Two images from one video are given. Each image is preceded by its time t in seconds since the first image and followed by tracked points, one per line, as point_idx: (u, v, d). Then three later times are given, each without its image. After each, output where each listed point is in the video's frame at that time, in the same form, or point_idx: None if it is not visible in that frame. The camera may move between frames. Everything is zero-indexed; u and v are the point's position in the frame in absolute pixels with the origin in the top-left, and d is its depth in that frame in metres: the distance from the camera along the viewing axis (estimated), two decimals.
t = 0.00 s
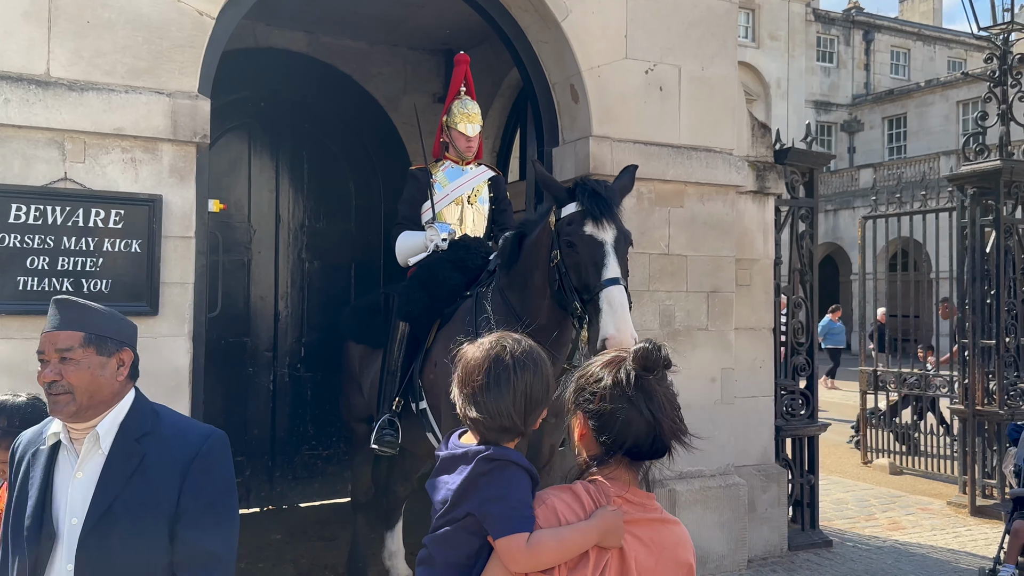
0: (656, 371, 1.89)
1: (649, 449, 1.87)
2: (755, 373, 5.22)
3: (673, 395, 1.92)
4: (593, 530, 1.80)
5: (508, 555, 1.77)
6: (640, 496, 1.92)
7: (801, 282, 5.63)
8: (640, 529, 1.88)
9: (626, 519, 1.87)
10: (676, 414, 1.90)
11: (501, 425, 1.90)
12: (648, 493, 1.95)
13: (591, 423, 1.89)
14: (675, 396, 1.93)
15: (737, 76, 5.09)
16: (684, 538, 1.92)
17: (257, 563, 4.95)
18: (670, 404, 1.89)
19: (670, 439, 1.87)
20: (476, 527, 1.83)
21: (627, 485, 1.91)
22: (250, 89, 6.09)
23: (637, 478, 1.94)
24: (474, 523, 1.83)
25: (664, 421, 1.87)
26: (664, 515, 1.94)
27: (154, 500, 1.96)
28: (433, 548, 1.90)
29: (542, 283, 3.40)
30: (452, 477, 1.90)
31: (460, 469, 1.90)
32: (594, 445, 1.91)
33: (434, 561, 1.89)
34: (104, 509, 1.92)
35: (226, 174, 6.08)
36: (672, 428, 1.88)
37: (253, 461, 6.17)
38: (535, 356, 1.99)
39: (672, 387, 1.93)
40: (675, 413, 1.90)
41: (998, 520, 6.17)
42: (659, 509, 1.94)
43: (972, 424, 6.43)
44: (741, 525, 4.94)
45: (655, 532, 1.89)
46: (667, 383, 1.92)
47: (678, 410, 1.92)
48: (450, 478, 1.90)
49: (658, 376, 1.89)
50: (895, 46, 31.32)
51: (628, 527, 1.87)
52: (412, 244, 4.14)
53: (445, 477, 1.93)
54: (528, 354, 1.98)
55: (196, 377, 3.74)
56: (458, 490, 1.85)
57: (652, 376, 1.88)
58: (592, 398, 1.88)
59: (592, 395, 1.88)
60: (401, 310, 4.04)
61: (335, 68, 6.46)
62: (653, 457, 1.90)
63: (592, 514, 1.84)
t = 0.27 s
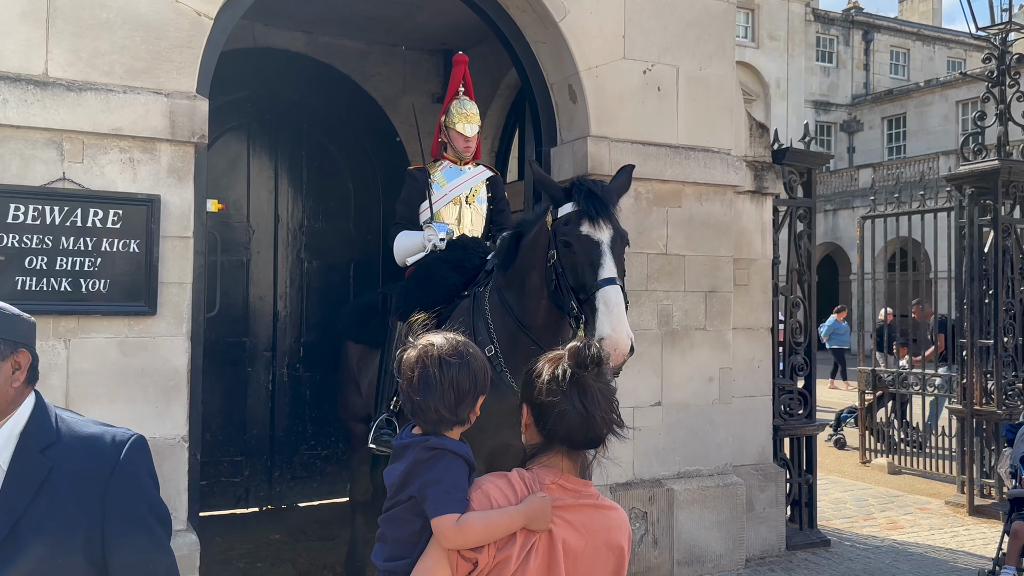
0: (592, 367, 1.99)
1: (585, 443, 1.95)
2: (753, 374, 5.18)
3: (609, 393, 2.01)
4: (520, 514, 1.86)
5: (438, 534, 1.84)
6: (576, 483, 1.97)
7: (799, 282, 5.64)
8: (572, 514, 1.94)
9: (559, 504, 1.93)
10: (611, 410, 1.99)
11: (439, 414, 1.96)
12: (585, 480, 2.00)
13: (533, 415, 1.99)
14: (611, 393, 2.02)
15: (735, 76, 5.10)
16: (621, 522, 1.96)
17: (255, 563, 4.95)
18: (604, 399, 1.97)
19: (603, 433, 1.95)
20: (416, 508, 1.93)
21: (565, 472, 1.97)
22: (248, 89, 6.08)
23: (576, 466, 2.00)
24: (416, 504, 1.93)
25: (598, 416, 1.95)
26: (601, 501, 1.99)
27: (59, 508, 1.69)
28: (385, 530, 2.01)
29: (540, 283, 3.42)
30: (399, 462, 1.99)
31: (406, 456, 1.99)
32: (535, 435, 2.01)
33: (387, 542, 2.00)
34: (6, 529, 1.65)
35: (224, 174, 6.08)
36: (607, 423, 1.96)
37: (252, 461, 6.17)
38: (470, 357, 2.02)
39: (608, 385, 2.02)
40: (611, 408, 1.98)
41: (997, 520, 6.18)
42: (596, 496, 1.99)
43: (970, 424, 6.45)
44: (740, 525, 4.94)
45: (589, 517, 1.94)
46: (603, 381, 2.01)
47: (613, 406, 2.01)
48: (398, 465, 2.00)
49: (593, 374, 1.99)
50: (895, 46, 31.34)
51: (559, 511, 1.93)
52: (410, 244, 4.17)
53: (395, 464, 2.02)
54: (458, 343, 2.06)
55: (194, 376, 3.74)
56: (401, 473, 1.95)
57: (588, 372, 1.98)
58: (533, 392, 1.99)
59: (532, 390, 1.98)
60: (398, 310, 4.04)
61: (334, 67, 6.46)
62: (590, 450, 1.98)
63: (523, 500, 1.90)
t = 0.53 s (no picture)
0: (527, 359, 2.13)
1: (516, 431, 2.10)
2: (750, 372, 5.23)
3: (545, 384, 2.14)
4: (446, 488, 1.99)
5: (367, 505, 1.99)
6: (505, 464, 2.09)
7: (796, 281, 5.65)
8: (504, 493, 2.04)
9: (489, 484, 2.03)
10: (544, 401, 2.12)
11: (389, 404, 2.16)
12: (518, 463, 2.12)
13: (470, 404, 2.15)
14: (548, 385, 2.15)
15: (732, 75, 5.10)
16: (554, 502, 2.05)
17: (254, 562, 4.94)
18: (537, 391, 2.11)
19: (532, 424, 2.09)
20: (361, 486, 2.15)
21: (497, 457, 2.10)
22: (247, 89, 6.09)
23: (511, 449, 2.13)
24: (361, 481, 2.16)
25: (529, 406, 2.09)
26: (533, 481, 2.09)
27: None
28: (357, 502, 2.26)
29: (535, 282, 3.42)
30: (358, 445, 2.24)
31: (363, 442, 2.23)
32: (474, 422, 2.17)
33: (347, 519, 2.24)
34: None
35: (223, 174, 6.09)
36: (537, 414, 2.10)
37: (251, 460, 6.18)
38: (417, 350, 2.18)
39: (546, 376, 2.15)
40: (544, 400, 2.12)
41: (995, 519, 6.18)
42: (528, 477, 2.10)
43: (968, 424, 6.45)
44: (738, 524, 4.95)
45: (520, 495, 2.04)
46: (540, 372, 2.14)
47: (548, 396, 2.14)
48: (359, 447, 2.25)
49: (529, 367, 2.12)
50: (895, 46, 31.34)
51: (487, 489, 2.03)
52: (406, 243, 4.15)
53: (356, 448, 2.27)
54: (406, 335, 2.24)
55: (191, 375, 3.75)
56: (351, 454, 2.20)
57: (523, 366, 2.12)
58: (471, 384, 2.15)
59: (474, 379, 2.16)
60: (395, 309, 4.02)
61: (332, 67, 6.47)
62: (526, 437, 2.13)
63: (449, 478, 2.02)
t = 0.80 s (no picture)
0: (439, 360, 2.11)
1: (424, 429, 2.09)
2: (749, 370, 5.25)
3: (457, 383, 2.12)
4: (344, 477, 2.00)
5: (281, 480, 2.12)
6: (410, 458, 2.08)
7: (795, 280, 5.65)
8: (405, 485, 2.03)
9: (390, 475, 2.03)
10: (454, 400, 2.10)
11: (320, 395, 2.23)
12: (428, 458, 2.10)
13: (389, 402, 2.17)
14: (462, 385, 2.14)
15: (731, 74, 5.10)
16: (456, 496, 2.04)
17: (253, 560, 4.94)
18: (446, 390, 2.10)
19: (441, 422, 2.08)
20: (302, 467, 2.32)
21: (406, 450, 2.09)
22: (246, 88, 6.10)
23: (421, 446, 2.10)
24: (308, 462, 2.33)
25: (435, 408, 2.07)
26: (439, 475, 2.07)
27: None
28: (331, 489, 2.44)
29: (531, 281, 3.42)
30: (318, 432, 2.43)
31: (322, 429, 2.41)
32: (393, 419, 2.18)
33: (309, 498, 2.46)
34: None
35: (223, 173, 6.09)
36: (444, 413, 2.08)
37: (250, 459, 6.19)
38: (350, 352, 2.20)
39: (458, 376, 2.13)
40: (452, 399, 2.10)
41: (994, 518, 6.17)
42: (435, 471, 2.08)
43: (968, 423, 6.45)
44: (736, 522, 4.95)
45: (423, 490, 2.03)
46: (452, 372, 2.12)
47: (460, 397, 2.12)
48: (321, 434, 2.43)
49: (441, 365, 2.12)
50: (896, 46, 31.33)
51: (387, 480, 2.03)
52: (404, 241, 4.16)
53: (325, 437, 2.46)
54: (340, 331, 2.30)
55: (189, 373, 3.76)
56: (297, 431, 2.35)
57: (435, 363, 2.11)
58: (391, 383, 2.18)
59: (392, 376, 2.19)
60: (393, 307, 4.07)
61: (332, 67, 6.49)
62: (437, 435, 2.11)
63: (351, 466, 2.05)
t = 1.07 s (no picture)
0: (364, 346, 2.18)
1: (344, 409, 2.17)
2: (749, 369, 5.25)
3: (380, 368, 2.18)
4: (269, 444, 2.20)
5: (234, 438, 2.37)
6: (333, 434, 2.18)
7: (796, 279, 5.65)
8: (324, 458, 2.15)
9: (311, 448, 2.16)
10: (376, 384, 2.17)
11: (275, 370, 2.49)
12: (354, 436, 2.19)
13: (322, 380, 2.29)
14: (386, 370, 2.19)
15: (731, 73, 5.10)
16: (367, 473, 2.11)
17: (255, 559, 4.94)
18: (369, 374, 2.17)
19: (360, 406, 2.15)
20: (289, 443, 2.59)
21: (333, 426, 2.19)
22: (248, 88, 6.11)
23: (345, 426, 2.18)
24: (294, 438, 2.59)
25: (354, 390, 2.15)
26: (359, 452, 2.16)
27: None
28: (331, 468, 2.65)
29: (530, 279, 3.42)
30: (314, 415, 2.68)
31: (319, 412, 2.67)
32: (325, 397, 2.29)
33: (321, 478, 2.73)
34: None
35: (225, 172, 6.11)
36: (363, 397, 2.15)
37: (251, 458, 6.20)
38: (309, 328, 2.47)
39: (382, 361, 2.19)
40: (374, 384, 2.17)
41: (996, 517, 6.16)
42: (357, 448, 2.17)
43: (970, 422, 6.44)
44: (736, 521, 4.95)
45: (337, 464, 2.13)
46: (375, 357, 2.19)
47: (383, 381, 2.18)
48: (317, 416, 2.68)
49: (365, 349, 2.18)
50: (899, 46, 31.28)
51: (309, 451, 2.16)
52: (405, 240, 4.15)
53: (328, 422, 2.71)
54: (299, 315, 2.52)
55: (190, 371, 3.77)
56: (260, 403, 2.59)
57: (360, 348, 2.18)
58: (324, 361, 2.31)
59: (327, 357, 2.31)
60: (393, 305, 4.09)
61: (333, 67, 6.51)
62: (365, 417, 2.18)
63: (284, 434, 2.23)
